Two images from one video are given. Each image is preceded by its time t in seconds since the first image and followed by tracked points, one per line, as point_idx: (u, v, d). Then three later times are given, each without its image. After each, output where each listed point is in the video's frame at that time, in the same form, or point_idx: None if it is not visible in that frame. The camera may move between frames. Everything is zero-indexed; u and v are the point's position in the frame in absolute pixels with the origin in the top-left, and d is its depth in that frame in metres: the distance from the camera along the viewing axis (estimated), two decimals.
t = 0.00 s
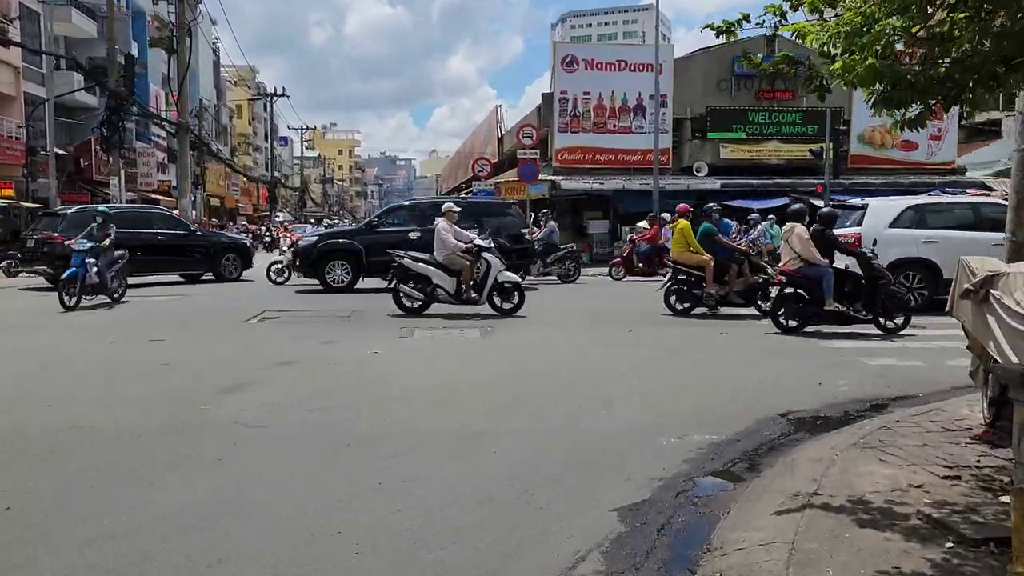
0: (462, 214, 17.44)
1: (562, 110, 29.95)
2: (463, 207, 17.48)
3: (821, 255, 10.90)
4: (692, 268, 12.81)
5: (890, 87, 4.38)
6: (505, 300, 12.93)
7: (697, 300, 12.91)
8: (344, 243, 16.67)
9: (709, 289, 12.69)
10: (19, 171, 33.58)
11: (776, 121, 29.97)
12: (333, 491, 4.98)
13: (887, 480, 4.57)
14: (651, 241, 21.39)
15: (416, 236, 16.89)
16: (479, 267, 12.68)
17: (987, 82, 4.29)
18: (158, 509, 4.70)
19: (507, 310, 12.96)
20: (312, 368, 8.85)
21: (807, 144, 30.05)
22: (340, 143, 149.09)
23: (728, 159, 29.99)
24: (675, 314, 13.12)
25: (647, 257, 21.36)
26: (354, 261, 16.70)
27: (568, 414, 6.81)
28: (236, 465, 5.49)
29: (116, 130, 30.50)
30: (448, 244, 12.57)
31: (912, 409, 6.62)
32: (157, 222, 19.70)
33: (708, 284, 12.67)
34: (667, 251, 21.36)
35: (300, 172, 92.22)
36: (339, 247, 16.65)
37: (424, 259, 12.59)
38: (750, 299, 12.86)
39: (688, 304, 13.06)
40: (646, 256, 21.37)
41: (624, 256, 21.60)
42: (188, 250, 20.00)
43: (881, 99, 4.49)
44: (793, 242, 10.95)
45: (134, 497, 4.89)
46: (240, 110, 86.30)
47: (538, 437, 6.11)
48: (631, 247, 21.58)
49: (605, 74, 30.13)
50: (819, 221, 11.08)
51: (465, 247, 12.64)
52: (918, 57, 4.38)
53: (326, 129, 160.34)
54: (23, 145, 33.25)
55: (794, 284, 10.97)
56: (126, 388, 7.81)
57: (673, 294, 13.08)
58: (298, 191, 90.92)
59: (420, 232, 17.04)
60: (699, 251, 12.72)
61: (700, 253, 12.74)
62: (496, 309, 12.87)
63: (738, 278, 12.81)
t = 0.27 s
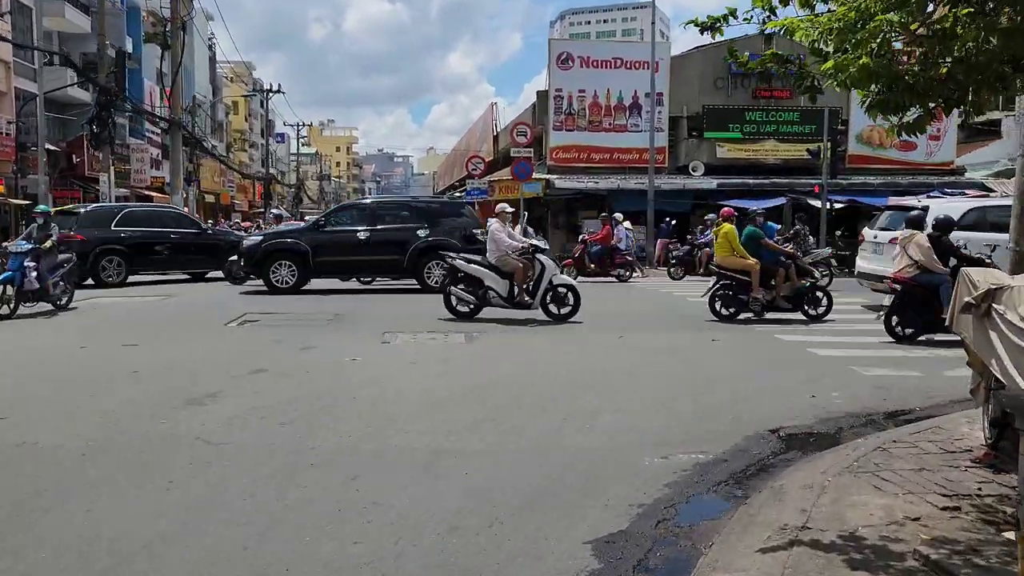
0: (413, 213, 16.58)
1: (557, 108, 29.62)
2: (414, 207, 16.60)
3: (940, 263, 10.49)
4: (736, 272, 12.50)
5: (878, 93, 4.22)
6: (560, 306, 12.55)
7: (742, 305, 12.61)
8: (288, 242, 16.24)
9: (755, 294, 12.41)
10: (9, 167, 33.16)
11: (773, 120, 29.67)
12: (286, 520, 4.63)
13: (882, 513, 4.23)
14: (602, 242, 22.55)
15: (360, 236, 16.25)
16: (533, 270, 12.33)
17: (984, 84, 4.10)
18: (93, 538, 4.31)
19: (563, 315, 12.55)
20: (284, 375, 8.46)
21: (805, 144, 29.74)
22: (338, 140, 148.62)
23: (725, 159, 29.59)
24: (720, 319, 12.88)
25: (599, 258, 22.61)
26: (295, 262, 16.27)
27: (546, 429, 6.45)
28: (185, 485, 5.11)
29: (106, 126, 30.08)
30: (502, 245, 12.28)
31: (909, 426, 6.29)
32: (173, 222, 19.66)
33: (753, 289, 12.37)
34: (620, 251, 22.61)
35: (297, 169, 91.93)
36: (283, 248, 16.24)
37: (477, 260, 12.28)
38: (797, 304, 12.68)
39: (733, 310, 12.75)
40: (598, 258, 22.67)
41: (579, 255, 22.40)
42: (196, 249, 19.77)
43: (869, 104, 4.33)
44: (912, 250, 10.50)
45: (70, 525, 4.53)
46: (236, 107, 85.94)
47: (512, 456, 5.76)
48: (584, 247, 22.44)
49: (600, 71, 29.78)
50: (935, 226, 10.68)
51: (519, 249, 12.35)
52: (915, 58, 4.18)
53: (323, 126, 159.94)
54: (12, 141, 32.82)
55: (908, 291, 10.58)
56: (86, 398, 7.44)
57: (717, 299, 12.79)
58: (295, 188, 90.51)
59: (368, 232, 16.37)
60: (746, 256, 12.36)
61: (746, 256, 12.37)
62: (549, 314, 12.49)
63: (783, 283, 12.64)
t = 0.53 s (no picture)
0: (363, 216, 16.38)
1: (553, 108, 29.34)
2: (363, 208, 16.38)
3: None
4: (789, 277, 12.35)
5: (893, 90, 4.27)
6: (625, 312, 12.19)
7: (795, 310, 12.46)
8: (231, 244, 15.83)
9: (810, 299, 12.26)
10: None
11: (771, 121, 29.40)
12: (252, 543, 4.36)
13: (885, 540, 3.97)
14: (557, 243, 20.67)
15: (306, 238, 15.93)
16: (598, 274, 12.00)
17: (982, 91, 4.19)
18: (43, 562, 4.04)
19: (629, 322, 12.17)
20: (263, 384, 8.17)
21: (802, 145, 29.49)
22: (335, 140, 148.20)
23: (722, 160, 29.43)
24: (773, 324, 12.70)
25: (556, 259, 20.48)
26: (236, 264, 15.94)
27: (533, 443, 6.18)
28: (146, 505, 4.82)
29: (97, 125, 29.71)
30: (567, 249, 11.90)
31: (911, 441, 6.03)
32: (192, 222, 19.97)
33: (809, 293, 12.23)
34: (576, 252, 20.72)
35: (293, 168, 91.56)
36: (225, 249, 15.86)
37: (540, 265, 11.91)
38: (851, 310, 12.55)
39: (787, 315, 12.60)
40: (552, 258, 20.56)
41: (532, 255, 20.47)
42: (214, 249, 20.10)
43: (881, 102, 4.37)
44: None
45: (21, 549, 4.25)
46: (232, 106, 85.59)
47: (495, 473, 5.49)
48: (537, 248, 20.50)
49: (597, 72, 29.51)
50: None
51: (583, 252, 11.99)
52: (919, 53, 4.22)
53: (321, 125, 159.57)
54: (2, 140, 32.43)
55: None
56: (56, 407, 7.15)
57: (771, 304, 12.63)
58: (291, 188, 90.13)
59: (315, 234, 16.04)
60: (800, 260, 12.24)
61: (800, 261, 12.27)
62: (614, 320, 12.14)
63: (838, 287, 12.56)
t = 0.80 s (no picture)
0: (304, 216, 15.94)
1: (550, 108, 29.02)
2: (306, 208, 15.98)
3: None
4: (853, 279, 12.03)
5: (919, 74, 4.14)
6: (706, 319, 11.74)
7: (858, 313, 12.16)
8: (168, 246, 15.36)
9: (874, 302, 11.94)
10: None
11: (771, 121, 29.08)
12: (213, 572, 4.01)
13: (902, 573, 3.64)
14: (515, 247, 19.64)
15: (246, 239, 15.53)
16: (678, 279, 11.55)
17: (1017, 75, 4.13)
18: None
19: (709, 330, 11.74)
20: (243, 393, 7.83)
21: (803, 145, 29.15)
22: (334, 141, 147.98)
23: (722, 161, 29.00)
24: (835, 328, 12.42)
25: (512, 263, 19.47)
26: (172, 265, 15.44)
27: (522, 458, 5.85)
28: (102, 530, 4.49)
29: (89, 125, 29.32)
30: (645, 253, 11.49)
31: (924, 457, 5.68)
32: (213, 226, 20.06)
33: (873, 296, 11.92)
34: (533, 256, 19.69)
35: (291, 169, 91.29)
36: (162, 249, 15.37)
37: (618, 269, 11.50)
38: (914, 314, 12.24)
39: (849, 319, 12.32)
40: (510, 262, 19.50)
41: (488, 259, 19.37)
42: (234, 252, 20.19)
43: (904, 89, 4.25)
44: None
45: None
46: (229, 107, 85.30)
47: (480, 492, 5.15)
48: (493, 252, 19.48)
49: (594, 71, 29.18)
50: None
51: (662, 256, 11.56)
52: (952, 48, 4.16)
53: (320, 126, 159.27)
54: None
55: None
56: (23, 418, 6.79)
57: (833, 307, 12.33)
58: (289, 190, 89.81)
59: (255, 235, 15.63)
60: (865, 263, 11.95)
61: (864, 263, 11.99)
62: (694, 328, 11.67)
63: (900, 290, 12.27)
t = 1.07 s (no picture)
0: (234, 216, 15.55)
1: (545, 106, 28.70)
2: (238, 207, 15.59)
3: None
4: (918, 279, 11.82)
5: (944, 54, 4.05)
6: (796, 323, 11.37)
7: (924, 314, 11.93)
8: (93, 246, 15.00)
9: (940, 302, 11.72)
10: None
11: (768, 118, 28.81)
12: None
13: None
14: (472, 246, 18.90)
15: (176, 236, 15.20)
16: (768, 281, 11.19)
17: None
18: None
19: (799, 333, 11.38)
20: (220, 400, 7.51)
21: (800, 142, 28.88)
22: (330, 139, 147.52)
23: (719, 159, 28.63)
24: (899, 329, 12.18)
25: (467, 262, 18.70)
26: (98, 262, 15.01)
27: (507, 471, 5.55)
28: (53, 553, 4.18)
29: (78, 123, 28.88)
30: (732, 254, 11.13)
31: (929, 468, 5.42)
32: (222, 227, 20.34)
33: (940, 296, 11.69)
34: (490, 255, 18.93)
35: (286, 168, 90.90)
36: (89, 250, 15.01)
37: (706, 272, 11.12)
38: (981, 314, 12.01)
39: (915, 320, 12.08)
40: (466, 260, 18.74)
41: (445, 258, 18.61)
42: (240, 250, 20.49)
43: (923, 71, 4.17)
44: None
45: None
46: (224, 105, 84.81)
47: (462, 509, 4.86)
48: (449, 250, 18.75)
49: (589, 69, 28.88)
50: None
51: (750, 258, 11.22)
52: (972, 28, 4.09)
53: (316, 124, 158.76)
54: None
55: None
56: None
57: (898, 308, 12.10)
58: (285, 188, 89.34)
59: (183, 234, 15.26)
60: (933, 263, 11.71)
61: (931, 263, 11.76)
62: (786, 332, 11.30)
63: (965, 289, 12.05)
